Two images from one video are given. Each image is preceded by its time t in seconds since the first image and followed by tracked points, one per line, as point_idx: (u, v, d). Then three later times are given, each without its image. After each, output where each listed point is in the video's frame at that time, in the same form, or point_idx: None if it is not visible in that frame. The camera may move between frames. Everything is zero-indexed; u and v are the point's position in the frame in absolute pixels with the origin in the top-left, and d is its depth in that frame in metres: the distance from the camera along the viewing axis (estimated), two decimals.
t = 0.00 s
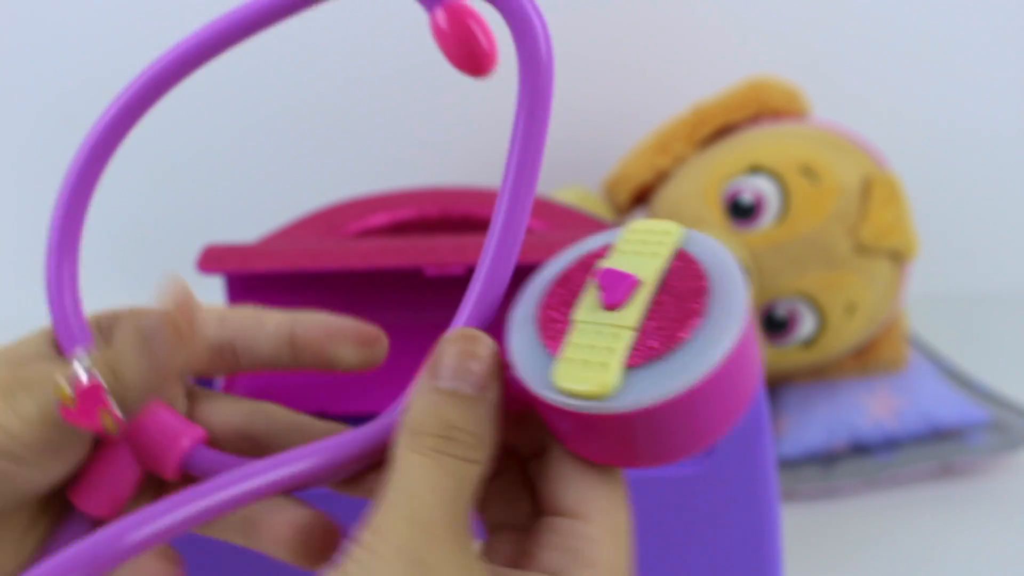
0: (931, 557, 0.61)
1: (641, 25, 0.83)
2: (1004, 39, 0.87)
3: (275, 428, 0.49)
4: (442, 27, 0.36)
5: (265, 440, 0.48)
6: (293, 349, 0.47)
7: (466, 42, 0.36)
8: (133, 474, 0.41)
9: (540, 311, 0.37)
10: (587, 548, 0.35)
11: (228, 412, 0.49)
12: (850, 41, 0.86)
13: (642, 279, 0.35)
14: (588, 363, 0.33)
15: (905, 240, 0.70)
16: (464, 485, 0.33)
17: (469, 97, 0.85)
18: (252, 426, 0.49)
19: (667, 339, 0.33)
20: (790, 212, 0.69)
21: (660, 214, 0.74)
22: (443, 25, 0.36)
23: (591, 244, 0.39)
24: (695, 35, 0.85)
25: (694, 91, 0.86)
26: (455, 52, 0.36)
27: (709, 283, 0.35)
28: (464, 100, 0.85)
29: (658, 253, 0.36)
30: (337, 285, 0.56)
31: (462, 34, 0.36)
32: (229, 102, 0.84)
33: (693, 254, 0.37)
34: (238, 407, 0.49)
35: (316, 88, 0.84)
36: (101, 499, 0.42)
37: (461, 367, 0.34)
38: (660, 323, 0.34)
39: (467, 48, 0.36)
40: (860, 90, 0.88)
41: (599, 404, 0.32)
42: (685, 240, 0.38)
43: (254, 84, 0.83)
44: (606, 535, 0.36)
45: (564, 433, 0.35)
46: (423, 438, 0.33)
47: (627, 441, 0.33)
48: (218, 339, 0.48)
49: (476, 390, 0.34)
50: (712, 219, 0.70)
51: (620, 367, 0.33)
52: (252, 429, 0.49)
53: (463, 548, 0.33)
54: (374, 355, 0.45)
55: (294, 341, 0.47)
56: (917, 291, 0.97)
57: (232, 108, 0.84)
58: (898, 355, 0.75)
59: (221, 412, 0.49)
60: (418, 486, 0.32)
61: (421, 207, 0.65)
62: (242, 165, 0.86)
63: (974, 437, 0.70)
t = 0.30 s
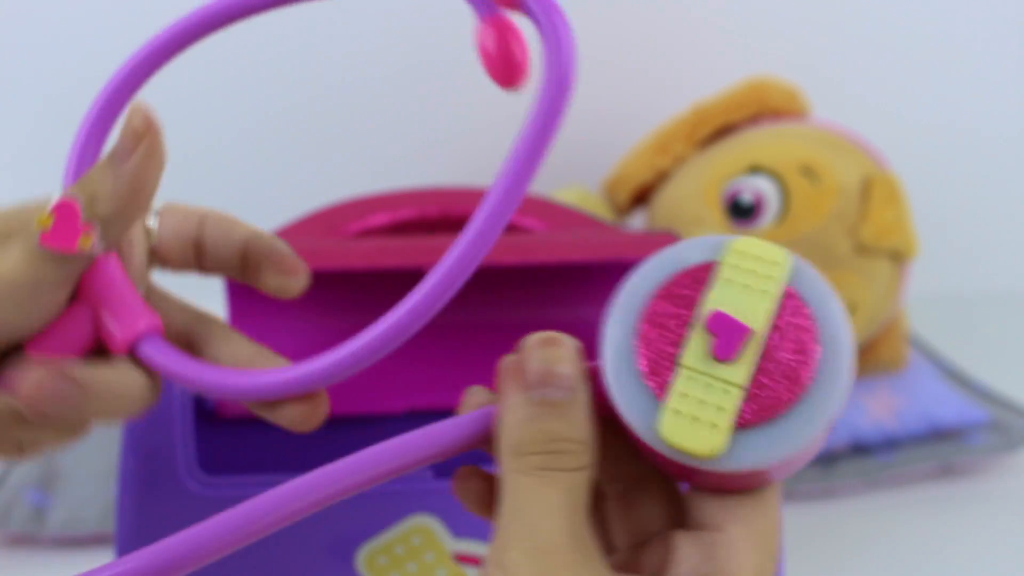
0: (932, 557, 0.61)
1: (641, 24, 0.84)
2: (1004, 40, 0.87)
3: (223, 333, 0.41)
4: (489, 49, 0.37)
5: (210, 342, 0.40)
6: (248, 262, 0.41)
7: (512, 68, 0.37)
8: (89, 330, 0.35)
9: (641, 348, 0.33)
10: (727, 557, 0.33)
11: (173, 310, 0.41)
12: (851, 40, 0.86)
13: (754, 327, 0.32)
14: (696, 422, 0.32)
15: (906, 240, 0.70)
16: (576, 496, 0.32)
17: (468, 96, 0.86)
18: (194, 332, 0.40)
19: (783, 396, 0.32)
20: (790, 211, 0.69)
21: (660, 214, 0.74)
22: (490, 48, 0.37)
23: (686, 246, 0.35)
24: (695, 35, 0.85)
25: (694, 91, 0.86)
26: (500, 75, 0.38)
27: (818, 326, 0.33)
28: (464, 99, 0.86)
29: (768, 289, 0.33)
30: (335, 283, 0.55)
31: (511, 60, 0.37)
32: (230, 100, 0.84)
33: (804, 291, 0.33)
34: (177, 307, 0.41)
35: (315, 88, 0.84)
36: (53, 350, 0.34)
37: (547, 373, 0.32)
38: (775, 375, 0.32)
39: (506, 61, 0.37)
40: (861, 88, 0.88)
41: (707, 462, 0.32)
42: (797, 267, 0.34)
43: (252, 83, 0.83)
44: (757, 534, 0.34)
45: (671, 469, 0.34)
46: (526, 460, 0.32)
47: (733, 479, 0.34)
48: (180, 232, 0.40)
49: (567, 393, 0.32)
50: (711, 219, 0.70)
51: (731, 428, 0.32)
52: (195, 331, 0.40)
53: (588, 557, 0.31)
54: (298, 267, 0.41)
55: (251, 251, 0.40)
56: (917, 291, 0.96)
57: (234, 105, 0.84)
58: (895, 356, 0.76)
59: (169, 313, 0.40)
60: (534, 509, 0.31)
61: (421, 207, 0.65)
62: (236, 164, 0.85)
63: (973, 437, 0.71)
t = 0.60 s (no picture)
0: (933, 556, 0.60)
1: (641, 25, 0.84)
2: (1003, 39, 0.87)
3: (215, 333, 0.44)
4: (582, 175, 0.41)
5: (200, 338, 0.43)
6: (255, 292, 0.44)
7: (601, 200, 0.41)
8: (105, 297, 0.39)
9: (619, 363, 0.32)
10: (732, 547, 0.33)
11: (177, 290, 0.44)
12: (851, 39, 0.86)
13: (724, 325, 0.31)
14: (685, 429, 0.31)
15: (905, 240, 0.70)
16: (587, 520, 0.32)
17: (468, 96, 0.86)
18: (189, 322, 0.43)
19: (764, 386, 0.31)
20: (790, 211, 0.69)
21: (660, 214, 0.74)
22: (584, 175, 0.41)
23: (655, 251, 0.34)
24: (696, 35, 0.85)
25: (694, 91, 0.86)
26: (585, 199, 0.42)
27: (786, 312, 0.32)
28: (465, 99, 0.86)
29: (731, 285, 0.32)
30: (335, 284, 0.55)
31: (601, 195, 0.41)
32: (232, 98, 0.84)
33: (762, 277, 0.32)
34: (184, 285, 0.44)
35: (316, 87, 0.84)
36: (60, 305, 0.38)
37: (547, 401, 0.32)
38: (754, 369, 0.31)
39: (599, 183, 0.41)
40: (861, 87, 0.88)
41: (701, 465, 0.31)
42: (754, 255, 0.33)
43: (251, 82, 0.83)
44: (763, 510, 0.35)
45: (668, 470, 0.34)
46: (535, 489, 0.32)
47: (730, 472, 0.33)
48: (219, 232, 0.45)
49: (567, 422, 0.32)
50: (711, 218, 0.70)
51: (718, 429, 0.31)
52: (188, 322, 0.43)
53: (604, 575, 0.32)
54: (291, 337, 0.43)
55: (261, 286, 0.44)
56: (917, 291, 0.96)
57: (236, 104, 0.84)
58: (895, 356, 0.77)
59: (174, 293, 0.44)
60: (547, 537, 0.31)
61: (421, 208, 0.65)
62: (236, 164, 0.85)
63: (974, 437, 0.71)
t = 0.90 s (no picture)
0: (935, 555, 0.60)
1: (641, 25, 0.84)
2: (1003, 37, 0.87)
3: (226, 345, 0.44)
4: (585, 188, 0.41)
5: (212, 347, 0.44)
6: (264, 309, 0.45)
7: (602, 214, 0.41)
8: (120, 311, 0.39)
9: (631, 412, 0.33)
10: None
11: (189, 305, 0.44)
12: (851, 39, 0.86)
13: (736, 377, 0.32)
14: (696, 480, 0.32)
15: (905, 240, 0.70)
16: (592, 563, 0.33)
17: (467, 95, 0.86)
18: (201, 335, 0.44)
19: (774, 441, 0.32)
20: (790, 212, 0.69)
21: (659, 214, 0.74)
22: (585, 189, 0.41)
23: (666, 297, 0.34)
24: (696, 34, 0.85)
25: (694, 91, 0.86)
26: (588, 213, 0.41)
27: (797, 366, 0.32)
28: (465, 100, 0.86)
29: (744, 339, 0.33)
30: (334, 284, 0.55)
31: (601, 209, 0.41)
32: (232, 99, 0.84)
33: (775, 332, 0.33)
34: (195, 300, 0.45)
35: (315, 87, 0.84)
36: (80, 318, 0.39)
37: (558, 443, 0.33)
38: (764, 422, 0.32)
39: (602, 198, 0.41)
40: (860, 87, 0.88)
41: (710, 515, 0.32)
42: (768, 310, 0.33)
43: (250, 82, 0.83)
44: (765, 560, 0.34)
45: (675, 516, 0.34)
46: (543, 529, 0.33)
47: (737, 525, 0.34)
48: (229, 249, 0.46)
49: (577, 465, 0.33)
50: (711, 219, 0.70)
51: (728, 481, 0.31)
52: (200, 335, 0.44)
53: None
54: (301, 350, 0.44)
55: (270, 304, 0.45)
56: (917, 291, 0.96)
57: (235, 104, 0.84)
58: (898, 355, 0.77)
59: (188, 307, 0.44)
60: None
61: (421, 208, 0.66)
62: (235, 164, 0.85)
63: (974, 437, 0.71)
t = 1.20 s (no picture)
0: (933, 555, 0.60)
1: (641, 25, 0.84)
2: (1004, 38, 0.87)
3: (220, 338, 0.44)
4: (574, 180, 0.41)
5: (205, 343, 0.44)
6: (253, 308, 0.45)
7: (591, 206, 0.41)
8: (111, 306, 0.40)
9: (605, 415, 0.33)
10: None
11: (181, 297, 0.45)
12: (851, 39, 0.86)
13: (708, 381, 0.31)
14: (668, 482, 0.31)
15: (906, 240, 0.70)
16: (567, 566, 0.32)
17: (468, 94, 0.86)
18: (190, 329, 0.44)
19: (748, 444, 0.31)
20: (790, 212, 0.69)
21: (659, 214, 0.74)
22: (574, 181, 0.41)
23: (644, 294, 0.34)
24: (696, 34, 0.85)
25: (694, 91, 0.86)
26: (577, 202, 0.42)
27: (771, 368, 0.32)
28: (466, 100, 0.86)
29: (719, 341, 0.32)
30: (336, 285, 0.55)
31: (590, 202, 0.41)
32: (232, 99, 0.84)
33: (751, 335, 0.32)
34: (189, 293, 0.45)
35: (316, 86, 0.84)
36: (72, 315, 0.39)
37: (530, 445, 0.32)
38: (736, 426, 0.31)
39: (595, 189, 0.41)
40: (860, 87, 0.88)
41: (682, 518, 0.31)
42: (743, 313, 0.33)
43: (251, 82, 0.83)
44: (737, 563, 0.34)
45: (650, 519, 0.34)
46: (515, 532, 0.32)
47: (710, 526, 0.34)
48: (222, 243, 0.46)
49: (551, 466, 0.32)
50: (712, 219, 0.70)
51: (701, 484, 0.31)
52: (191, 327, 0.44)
53: None
54: (290, 350, 0.45)
55: (258, 301, 0.45)
56: (917, 292, 0.96)
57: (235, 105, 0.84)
58: (897, 355, 0.77)
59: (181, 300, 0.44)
60: None
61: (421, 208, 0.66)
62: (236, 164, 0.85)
63: (974, 437, 0.71)
